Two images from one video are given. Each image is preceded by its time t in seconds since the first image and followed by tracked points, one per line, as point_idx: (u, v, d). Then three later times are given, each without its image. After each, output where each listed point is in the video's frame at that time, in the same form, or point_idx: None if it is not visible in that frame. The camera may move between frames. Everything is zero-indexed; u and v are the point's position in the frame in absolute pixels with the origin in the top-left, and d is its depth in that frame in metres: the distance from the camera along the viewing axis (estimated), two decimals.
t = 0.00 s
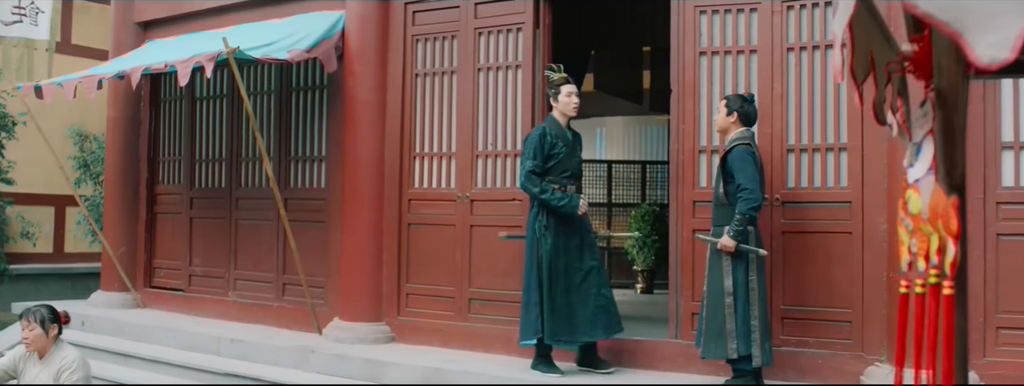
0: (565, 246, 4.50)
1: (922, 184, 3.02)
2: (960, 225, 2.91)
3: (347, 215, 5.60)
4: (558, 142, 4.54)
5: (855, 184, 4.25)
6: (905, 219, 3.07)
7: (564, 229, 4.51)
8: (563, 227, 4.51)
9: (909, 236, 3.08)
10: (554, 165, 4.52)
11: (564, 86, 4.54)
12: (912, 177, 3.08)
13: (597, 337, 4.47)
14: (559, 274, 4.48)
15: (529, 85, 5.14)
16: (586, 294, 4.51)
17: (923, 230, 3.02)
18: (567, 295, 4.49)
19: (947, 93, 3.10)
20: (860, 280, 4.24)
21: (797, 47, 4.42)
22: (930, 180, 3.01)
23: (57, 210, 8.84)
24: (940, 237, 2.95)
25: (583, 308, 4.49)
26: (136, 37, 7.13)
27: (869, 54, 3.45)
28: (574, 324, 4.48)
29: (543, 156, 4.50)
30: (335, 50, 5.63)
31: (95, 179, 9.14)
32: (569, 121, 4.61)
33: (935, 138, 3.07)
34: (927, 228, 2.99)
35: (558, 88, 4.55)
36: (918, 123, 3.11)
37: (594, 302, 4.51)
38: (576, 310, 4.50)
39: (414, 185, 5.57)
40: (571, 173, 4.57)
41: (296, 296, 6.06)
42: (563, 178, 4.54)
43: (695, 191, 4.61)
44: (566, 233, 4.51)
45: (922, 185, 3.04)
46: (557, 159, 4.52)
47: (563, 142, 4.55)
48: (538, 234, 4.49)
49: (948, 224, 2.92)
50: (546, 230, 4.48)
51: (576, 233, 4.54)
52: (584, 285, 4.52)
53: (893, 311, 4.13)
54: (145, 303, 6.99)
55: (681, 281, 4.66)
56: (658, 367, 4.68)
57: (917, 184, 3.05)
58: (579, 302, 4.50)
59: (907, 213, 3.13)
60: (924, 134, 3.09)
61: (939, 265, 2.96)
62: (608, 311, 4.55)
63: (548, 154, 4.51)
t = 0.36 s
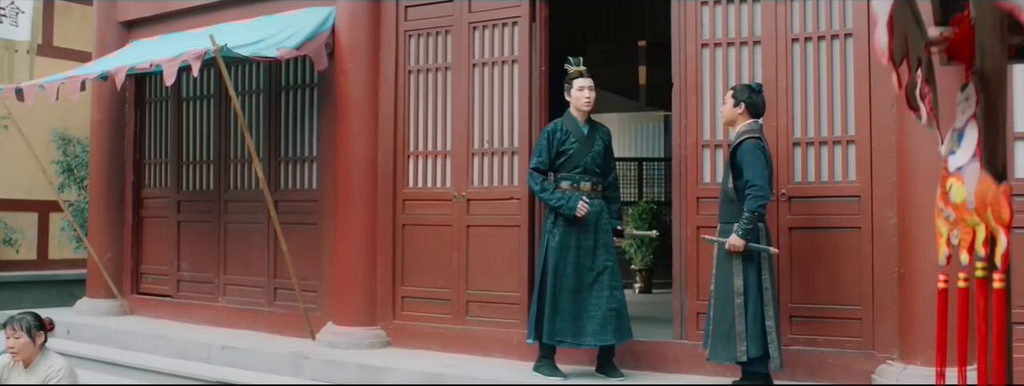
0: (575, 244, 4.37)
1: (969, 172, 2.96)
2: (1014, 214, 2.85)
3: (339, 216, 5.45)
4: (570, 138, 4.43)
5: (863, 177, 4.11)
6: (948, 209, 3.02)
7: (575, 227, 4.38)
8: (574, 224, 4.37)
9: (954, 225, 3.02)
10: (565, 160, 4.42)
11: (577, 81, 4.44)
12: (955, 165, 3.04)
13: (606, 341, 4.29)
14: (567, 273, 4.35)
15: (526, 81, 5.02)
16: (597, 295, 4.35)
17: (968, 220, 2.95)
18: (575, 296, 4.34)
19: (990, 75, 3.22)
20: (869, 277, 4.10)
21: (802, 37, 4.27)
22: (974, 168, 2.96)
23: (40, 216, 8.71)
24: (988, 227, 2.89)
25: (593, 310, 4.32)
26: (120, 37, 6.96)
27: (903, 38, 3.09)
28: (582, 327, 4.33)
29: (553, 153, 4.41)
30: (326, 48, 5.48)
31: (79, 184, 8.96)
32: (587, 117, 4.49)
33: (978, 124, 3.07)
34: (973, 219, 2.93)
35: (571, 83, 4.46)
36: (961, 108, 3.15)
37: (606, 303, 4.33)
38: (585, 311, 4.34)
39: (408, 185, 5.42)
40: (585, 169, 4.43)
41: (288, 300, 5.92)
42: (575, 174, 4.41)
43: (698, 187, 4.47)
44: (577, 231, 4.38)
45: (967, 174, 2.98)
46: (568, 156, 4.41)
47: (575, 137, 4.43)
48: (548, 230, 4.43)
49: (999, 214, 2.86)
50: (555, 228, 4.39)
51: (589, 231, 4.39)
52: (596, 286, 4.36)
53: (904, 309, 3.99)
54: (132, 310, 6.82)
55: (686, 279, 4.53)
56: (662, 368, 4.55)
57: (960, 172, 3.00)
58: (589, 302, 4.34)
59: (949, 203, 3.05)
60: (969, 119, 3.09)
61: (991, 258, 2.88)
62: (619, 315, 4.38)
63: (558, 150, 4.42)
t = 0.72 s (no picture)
0: (567, 242, 4.28)
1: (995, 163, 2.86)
2: None
3: (313, 217, 5.29)
4: (564, 134, 4.37)
5: (853, 173, 4.02)
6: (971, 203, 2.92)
7: (568, 224, 4.29)
8: (567, 221, 4.29)
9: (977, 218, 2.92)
10: (559, 157, 4.36)
11: (573, 75, 4.35)
12: (979, 155, 2.93)
13: (596, 343, 4.21)
14: (558, 272, 4.27)
15: (505, 76, 4.89)
16: (589, 295, 4.25)
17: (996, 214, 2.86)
18: (566, 296, 4.26)
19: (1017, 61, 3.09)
20: (859, 275, 4.01)
21: (789, 30, 4.18)
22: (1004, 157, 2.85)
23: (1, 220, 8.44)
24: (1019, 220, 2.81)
25: (584, 310, 4.24)
26: (84, 35, 6.73)
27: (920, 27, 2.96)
28: (572, 327, 4.24)
29: (549, 150, 4.40)
30: (298, 43, 5.30)
31: (42, 186, 8.69)
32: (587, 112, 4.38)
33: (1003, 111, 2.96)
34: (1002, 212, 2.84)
35: (567, 77, 4.37)
36: (986, 95, 3.02)
37: (598, 304, 4.23)
38: (576, 311, 4.25)
39: (384, 184, 5.27)
40: (579, 166, 4.33)
41: (261, 304, 5.75)
42: (569, 170, 4.33)
43: (684, 184, 4.36)
44: (569, 229, 4.28)
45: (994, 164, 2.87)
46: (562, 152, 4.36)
47: (570, 133, 4.35)
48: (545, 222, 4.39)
49: None
50: (550, 221, 4.35)
51: (584, 229, 4.27)
52: (589, 285, 4.26)
53: (896, 306, 3.92)
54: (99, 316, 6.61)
55: (672, 278, 4.42)
56: (648, 370, 4.44)
57: (987, 163, 2.89)
58: (581, 302, 4.25)
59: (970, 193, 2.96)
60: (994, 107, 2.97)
61: None
62: (614, 316, 4.26)
63: (553, 146, 4.40)
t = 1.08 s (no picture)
0: (555, 244, 4.16)
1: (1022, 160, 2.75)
2: None
3: (289, 220, 5.12)
4: (555, 133, 4.26)
5: (844, 171, 3.92)
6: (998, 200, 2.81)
7: (556, 226, 4.17)
8: (555, 222, 4.18)
9: (1004, 217, 2.82)
10: (549, 156, 4.24)
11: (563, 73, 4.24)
12: (1006, 150, 2.82)
13: (583, 348, 4.07)
14: (546, 274, 4.16)
15: (486, 73, 4.77)
16: (578, 299, 4.12)
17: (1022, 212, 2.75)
18: (554, 299, 4.13)
19: None
20: (852, 275, 3.91)
21: (778, 24, 4.07)
22: None
23: None
24: None
25: (572, 314, 4.11)
26: (49, 34, 6.53)
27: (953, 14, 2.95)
28: (559, 331, 4.12)
29: (540, 149, 4.30)
30: (272, 41, 5.13)
31: (7, 191, 8.44)
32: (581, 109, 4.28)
33: None
34: None
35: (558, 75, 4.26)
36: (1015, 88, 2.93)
37: (586, 308, 4.10)
38: (564, 315, 4.13)
39: (362, 185, 5.12)
40: (569, 165, 4.21)
41: (236, 310, 5.58)
42: (559, 170, 4.22)
43: (671, 183, 4.25)
44: (557, 230, 4.17)
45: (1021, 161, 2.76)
46: (551, 153, 4.24)
47: (561, 132, 4.24)
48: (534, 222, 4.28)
49: None
50: (539, 222, 4.24)
51: (573, 231, 4.15)
52: (578, 289, 4.13)
53: (889, 305, 3.83)
54: (68, 323, 6.40)
55: (659, 280, 4.31)
56: (636, 374, 4.32)
57: (1014, 158, 2.77)
58: (569, 306, 4.12)
59: (996, 191, 2.86)
60: None
61: None
62: (602, 321, 4.12)
63: (543, 146, 4.29)
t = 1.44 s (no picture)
0: (540, 244, 4.04)
1: None
2: None
3: (266, 221, 4.96)
4: (541, 128, 4.15)
5: (837, 167, 3.83)
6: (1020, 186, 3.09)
7: (542, 223, 4.05)
8: (546, 213, 4.05)
9: None
10: (535, 153, 4.14)
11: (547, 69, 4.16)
12: None
13: (569, 350, 3.97)
14: (531, 274, 4.04)
15: (469, 69, 4.64)
16: (563, 300, 4.01)
17: None
18: (539, 301, 4.03)
19: None
20: (845, 274, 3.82)
21: (769, 17, 3.97)
22: None
23: None
24: None
25: (557, 316, 4.01)
26: (18, 31, 6.34)
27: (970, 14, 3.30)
28: (545, 332, 4.02)
29: (525, 145, 4.19)
30: (248, 38, 4.97)
31: None
32: (567, 105, 4.15)
33: None
34: None
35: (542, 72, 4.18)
36: None
37: (571, 310, 3.99)
38: (549, 316, 4.02)
39: (342, 185, 4.98)
40: (553, 162, 4.10)
41: (212, 314, 5.43)
42: (544, 167, 4.11)
43: (660, 181, 4.14)
44: (545, 223, 4.04)
45: None
46: (537, 149, 4.13)
47: (546, 128, 4.14)
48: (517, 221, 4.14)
49: None
50: (524, 220, 4.09)
51: (558, 229, 4.04)
52: (563, 290, 4.02)
53: (883, 305, 3.73)
54: (38, 329, 6.22)
55: (648, 281, 4.20)
56: (625, 377, 4.21)
57: None
58: (554, 307, 4.02)
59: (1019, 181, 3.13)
60: None
61: None
62: (587, 323, 3.99)
63: (529, 142, 4.19)
